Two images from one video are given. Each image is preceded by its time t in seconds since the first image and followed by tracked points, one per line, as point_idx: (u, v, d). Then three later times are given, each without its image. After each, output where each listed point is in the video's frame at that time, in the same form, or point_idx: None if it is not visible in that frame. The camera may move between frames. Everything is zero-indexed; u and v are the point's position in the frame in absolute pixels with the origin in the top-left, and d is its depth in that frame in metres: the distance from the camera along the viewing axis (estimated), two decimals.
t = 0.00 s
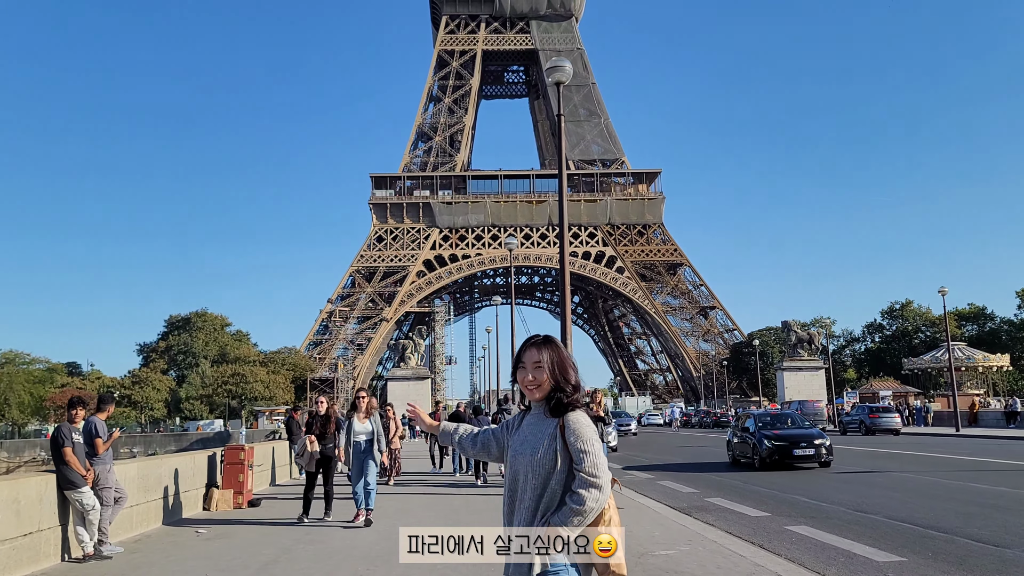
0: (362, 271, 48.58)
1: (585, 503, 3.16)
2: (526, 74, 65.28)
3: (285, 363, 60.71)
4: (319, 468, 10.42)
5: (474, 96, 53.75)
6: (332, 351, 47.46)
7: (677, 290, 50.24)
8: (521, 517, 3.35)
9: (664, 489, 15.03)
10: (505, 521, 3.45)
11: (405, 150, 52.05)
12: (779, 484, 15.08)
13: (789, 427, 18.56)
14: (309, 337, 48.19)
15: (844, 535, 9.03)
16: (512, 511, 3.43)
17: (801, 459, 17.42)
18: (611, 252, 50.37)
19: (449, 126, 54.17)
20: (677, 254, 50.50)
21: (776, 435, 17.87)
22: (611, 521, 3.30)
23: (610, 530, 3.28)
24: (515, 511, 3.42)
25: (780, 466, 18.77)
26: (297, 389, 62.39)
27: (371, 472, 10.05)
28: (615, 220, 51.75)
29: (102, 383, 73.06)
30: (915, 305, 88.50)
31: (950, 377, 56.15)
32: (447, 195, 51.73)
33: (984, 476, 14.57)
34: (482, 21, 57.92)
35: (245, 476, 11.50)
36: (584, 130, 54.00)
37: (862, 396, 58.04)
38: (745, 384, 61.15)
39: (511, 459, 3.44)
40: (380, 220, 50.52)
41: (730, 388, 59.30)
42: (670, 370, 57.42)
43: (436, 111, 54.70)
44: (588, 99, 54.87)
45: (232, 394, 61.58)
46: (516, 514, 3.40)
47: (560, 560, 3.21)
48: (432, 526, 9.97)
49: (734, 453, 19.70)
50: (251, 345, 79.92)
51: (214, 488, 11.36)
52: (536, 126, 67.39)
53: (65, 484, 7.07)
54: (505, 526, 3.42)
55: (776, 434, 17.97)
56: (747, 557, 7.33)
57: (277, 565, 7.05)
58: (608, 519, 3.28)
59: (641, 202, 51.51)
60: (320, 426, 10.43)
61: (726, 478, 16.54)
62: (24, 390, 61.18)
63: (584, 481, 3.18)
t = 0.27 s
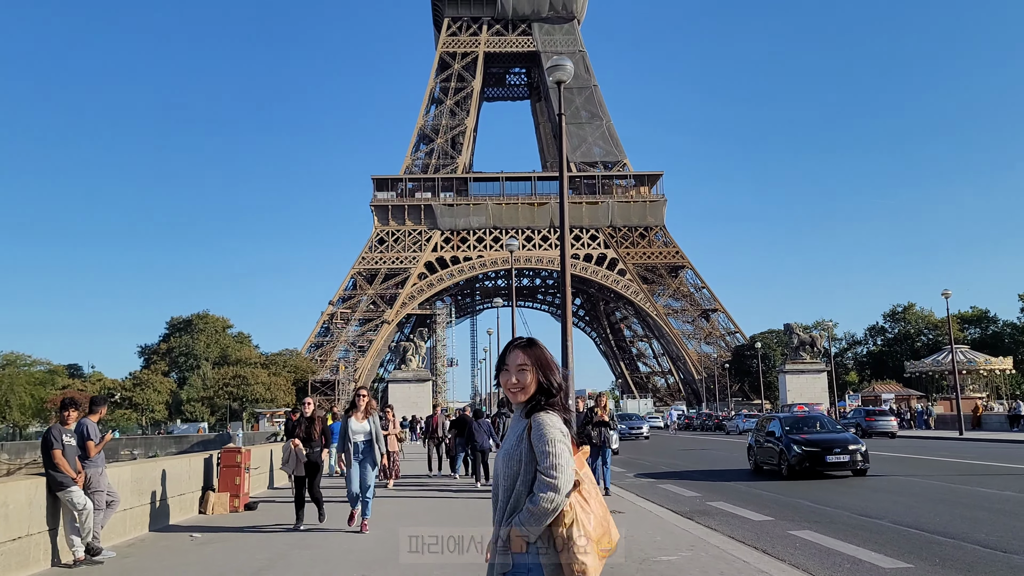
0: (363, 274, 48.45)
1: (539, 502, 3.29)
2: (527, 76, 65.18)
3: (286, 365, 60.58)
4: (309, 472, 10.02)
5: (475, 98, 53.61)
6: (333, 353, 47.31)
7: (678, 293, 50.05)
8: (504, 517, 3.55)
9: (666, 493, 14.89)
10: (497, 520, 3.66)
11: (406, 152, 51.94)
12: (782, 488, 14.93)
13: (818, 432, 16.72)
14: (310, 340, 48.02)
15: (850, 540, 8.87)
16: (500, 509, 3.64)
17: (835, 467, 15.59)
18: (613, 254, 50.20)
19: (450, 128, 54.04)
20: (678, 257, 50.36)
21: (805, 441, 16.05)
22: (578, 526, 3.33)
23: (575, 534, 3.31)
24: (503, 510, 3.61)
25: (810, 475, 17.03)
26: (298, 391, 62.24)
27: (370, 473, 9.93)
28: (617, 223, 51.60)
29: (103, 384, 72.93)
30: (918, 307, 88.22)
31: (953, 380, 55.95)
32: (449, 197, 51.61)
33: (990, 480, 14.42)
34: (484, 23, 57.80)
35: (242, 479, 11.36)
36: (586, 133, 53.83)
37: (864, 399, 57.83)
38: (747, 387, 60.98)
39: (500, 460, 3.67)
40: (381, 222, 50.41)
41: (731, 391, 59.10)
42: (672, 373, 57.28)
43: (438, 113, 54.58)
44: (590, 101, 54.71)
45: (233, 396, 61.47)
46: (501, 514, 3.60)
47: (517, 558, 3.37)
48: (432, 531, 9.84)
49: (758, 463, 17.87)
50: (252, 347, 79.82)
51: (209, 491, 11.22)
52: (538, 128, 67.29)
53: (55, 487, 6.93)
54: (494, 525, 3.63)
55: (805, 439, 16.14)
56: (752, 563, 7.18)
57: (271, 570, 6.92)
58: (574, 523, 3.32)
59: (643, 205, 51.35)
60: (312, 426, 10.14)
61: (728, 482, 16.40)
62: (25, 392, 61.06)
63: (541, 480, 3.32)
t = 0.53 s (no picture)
0: (366, 273, 48.39)
1: (493, 504, 3.38)
2: (530, 75, 65.07)
3: (289, 364, 60.52)
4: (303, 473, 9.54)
5: (478, 97, 53.48)
6: (336, 353, 47.19)
7: (681, 292, 49.89)
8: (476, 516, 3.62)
9: (670, 493, 14.77)
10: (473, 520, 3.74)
11: (409, 151, 51.83)
12: (788, 488, 14.81)
13: (853, 433, 15.53)
14: (313, 339, 47.90)
15: (857, 542, 8.74)
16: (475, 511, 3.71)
17: (878, 472, 14.39)
18: (615, 253, 50.05)
19: (453, 127, 53.91)
20: (681, 256, 50.27)
21: (844, 443, 14.83)
22: (536, 528, 3.35)
23: (530, 536, 3.33)
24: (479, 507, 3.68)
25: (848, 481, 15.66)
26: (301, 390, 62.16)
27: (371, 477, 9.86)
28: (620, 222, 51.46)
29: (106, 383, 72.91)
30: (921, 307, 88.09)
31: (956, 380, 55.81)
32: (451, 197, 51.49)
33: (996, 480, 14.28)
34: (486, 22, 57.69)
35: (241, 480, 11.25)
36: (588, 132, 53.70)
37: (868, 399, 57.67)
38: (750, 387, 60.82)
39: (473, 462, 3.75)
40: (384, 222, 50.33)
41: (734, 390, 58.95)
42: (674, 372, 57.16)
43: (440, 112, 54.46)
44: (592, 100, 54.57)
45: (235, 396, 61.39)
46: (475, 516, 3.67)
47: (480, 560, 3.46)
48: (432, 534, 9.73)
49: (787, 467, 16.64)
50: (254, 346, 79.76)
51: (208, 491, 11.13)
52: (540, 127, 67.19)
53: (46, 487, 6.83)
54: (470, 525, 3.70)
55: (841, 442, 14.94)
56: (755, 565, 7.06)
57: (267, 573, 6.81)
58: (531, 524, 3.34)
59: (646, 204, 51.23)
60: (307, 426, 9.82)
61: (729, 482, 16.31)
62: (29, 391, 61.02)
63: (496, 481, 3.40)
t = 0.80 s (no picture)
0: (367, 273, 48.28)
1: (436, 496, 3.46)
2: (531, 75, 64.94)
3: (290, 364, 60.44)
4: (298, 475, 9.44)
5: (479, 97, 53.36)
6: (337, 352, 47.05)
7: (682, 292, 49.76)
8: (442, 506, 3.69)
9: (672, 493, 14.64)
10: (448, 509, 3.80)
11: (410, 150, 51.71)
12: (791, 487, 14.70)
13: (899, 434, 13.49)
14: (314, 339, 47.78)
15: (863, 542, 8.61)
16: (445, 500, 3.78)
17: (930, 479, 12.44)
18: (616, 253, 49.88)
19: (454, 127, 53.79)
20: (682, 256, 50.16)
21: (889, 445, 12.86)
22: (473, 525, 3.35)
23: (467, 534, 3.34)
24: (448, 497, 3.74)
25: (895, 489, 13.64)
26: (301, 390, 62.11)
27: (366, 477, 9.67)
28: (621, 221, 51.34)
29: (106, 383, 72.85)
30: (922, 306, 88.01)
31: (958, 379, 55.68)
32: (452, 196, 51.36)
33: (1000, 480, 14.15)
34: (487, 22, 57.56)
35: (239, 479, 11.14)
36: (589, 131, 53.59)
37: (870, 398, 57.56)
38: (751, 386, 60.69)
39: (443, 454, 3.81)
40: (385, 222, 50.24)
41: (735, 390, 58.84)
42: (675, 372, 57.05)
43: (441, 112, 54.35)
44: (593, 99, 54.44)
45: (236, 396, 61.32)
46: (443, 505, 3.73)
47: (432, 548, 3.56)
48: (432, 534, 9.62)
49: (820, 471, 14.63)
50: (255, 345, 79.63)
51: (206, 490, 11.03)
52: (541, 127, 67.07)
53: (38, 489, 6.72)
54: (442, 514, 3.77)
55: (887, 443, 12.92)
56: (760, 566, 6.95)
57: (263, 573, 6.69)
58: (468, 522, 3.36)
59: (647, 203, 51.10)
60: (305, 425, 9.70)
61: (730, 481, 16.20)
62: (29, 391, 60.94)
63: (440, 475, 3.48)
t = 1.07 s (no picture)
0: (366, 275, 48.11)
1: (400, 493, 3.51)
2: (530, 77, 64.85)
3: (289, 366, 60.25)
4: (289, 479, 9.18)
5: (478, 99, 53.24)
6: (336, 354, 46.83)
7: (682, 294, 49.60)
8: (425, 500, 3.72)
9: (673, 497, 14.49)
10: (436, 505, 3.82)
11: (409, 152, 51.57)
12: (794, 491, 14.54)
13: (954, 441, 12.43)
14: (313, 341, 47.59)
15: (869, 547, 8.46)
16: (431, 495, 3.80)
17: (995, 492, 11.38)
18: (616, 255, 49.67)
19: (453, 129, 53.66)
20: (682, 258, 50.02)
21: (948, 454, 11.78)
22: (429, 523, 3.37)
23: (421, 531, 3.38)
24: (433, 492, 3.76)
25: (949, 502, 12.54)
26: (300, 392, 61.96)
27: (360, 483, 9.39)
28: (620, 223, 51.21)
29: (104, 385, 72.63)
30: (922, 309, 87.95)
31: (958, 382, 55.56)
32: (451, 198, 51.21)
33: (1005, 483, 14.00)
34: (487, 24, 57.46)
35: (235, 483, 11.01)
36: (589, 133, 53.48)
37: (870, 401, 57.40)
38: (750, 388, 60.62)
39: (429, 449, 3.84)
40: (384, 224, 50.10)
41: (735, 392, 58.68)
42: (675, 374, 56.90)
43: (441, 114, 54.23)
44: (593, 101, 54.32)
45: (234, 398, 61.15)
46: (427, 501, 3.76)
47: (403, 542, 3.63)
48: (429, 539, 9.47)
49: (863, 480, 13.64)
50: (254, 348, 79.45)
51: (202, 494, 10.90)
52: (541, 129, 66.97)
53: (26, 495, 6.58)
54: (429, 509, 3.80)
55: (945, 451, 11.84)
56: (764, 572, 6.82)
57: None
58: (424, 520, 3.38)
59: (647, 205, 50.96)
60: (296, 430, 9.36)
61: (732, 485, 16.06)
62: (27, 394, 60.72)
63: (404, 474, 3.51)
